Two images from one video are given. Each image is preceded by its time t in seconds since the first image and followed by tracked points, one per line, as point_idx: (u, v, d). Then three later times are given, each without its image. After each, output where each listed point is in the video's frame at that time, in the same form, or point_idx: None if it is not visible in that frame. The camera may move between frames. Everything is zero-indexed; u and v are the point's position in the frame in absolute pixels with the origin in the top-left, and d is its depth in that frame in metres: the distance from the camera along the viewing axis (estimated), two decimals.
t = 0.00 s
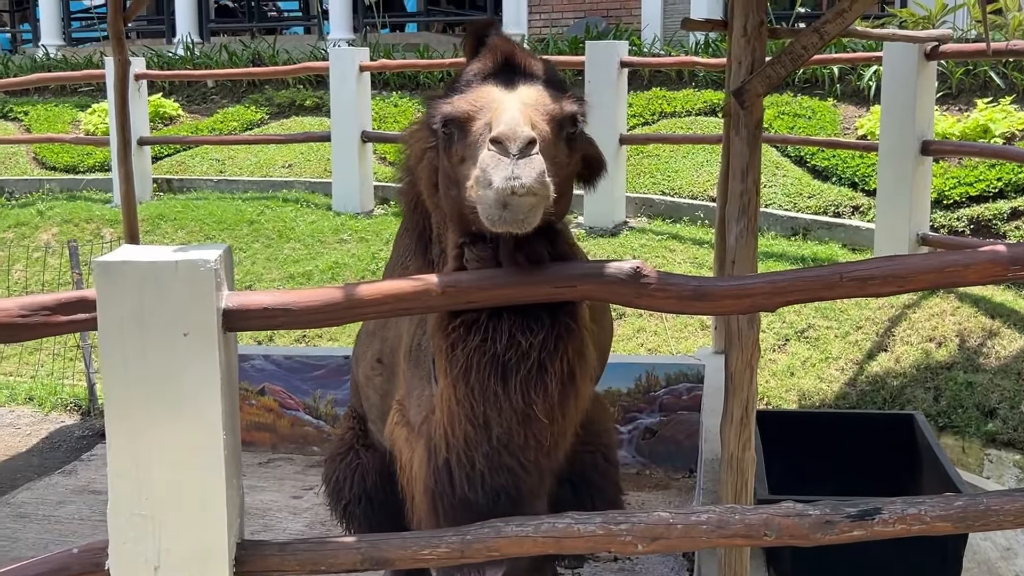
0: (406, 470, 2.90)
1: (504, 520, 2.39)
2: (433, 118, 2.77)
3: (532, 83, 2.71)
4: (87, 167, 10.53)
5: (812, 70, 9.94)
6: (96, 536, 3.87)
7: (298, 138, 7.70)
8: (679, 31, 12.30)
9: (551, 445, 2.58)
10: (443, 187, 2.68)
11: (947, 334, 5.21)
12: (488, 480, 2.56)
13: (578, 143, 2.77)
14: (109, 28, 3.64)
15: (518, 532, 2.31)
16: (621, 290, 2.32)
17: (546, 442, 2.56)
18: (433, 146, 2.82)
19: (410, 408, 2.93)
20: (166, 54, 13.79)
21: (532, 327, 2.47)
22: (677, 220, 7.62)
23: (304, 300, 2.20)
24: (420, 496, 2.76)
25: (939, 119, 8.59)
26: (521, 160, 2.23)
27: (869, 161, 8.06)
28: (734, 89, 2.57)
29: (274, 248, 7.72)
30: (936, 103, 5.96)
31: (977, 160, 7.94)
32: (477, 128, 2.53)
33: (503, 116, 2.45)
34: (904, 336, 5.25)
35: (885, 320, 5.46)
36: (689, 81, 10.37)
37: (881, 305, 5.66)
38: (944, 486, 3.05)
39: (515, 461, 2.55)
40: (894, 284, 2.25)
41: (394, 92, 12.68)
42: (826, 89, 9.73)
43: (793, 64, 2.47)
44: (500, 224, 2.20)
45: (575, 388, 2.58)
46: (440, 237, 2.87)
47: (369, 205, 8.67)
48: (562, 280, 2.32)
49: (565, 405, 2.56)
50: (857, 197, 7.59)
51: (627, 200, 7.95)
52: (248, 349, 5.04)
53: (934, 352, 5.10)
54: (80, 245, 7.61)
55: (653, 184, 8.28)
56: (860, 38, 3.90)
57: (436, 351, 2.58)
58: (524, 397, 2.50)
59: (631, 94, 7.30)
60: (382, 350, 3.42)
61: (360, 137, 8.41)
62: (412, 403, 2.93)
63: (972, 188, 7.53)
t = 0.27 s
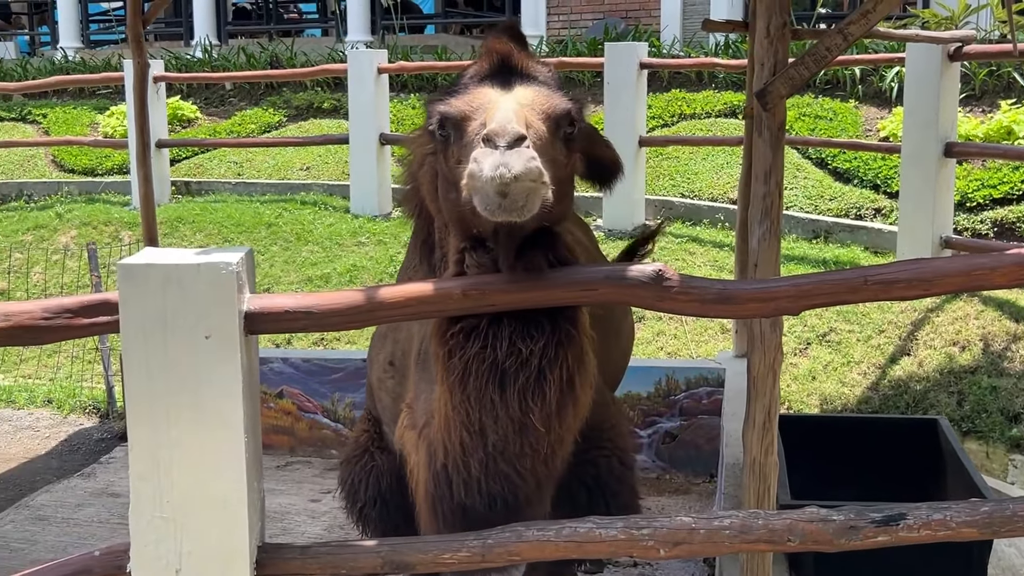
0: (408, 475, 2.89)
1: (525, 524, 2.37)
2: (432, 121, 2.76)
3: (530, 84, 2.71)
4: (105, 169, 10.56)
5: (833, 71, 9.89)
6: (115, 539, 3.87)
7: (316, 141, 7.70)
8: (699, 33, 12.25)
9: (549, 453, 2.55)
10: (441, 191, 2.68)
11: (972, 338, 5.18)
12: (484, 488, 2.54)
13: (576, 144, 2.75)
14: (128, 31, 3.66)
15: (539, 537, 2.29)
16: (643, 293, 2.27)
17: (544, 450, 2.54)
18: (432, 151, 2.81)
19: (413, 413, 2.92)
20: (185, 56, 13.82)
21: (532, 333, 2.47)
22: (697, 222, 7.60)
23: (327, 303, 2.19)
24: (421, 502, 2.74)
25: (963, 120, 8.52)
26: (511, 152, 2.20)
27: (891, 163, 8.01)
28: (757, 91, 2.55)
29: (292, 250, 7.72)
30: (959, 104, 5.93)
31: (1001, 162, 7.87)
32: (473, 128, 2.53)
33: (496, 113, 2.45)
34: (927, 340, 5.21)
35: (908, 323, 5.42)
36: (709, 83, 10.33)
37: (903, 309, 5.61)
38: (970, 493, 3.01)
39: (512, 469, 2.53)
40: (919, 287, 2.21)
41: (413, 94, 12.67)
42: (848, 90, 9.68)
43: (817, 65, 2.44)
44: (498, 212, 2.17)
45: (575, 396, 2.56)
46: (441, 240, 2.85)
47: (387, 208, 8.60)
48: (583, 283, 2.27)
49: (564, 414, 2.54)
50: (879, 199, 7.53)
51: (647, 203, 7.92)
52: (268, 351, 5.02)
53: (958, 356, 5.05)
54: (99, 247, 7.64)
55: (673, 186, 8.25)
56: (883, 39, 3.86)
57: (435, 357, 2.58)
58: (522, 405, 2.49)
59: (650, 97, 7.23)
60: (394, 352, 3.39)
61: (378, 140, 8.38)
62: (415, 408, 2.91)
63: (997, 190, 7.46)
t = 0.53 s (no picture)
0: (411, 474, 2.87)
1: (545, 526, 2.35)
2: (430, 125, 2.75)
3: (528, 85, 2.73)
4: (122, 171, 10.61)
5: (851, 72, 9.86)
6: (133, 540, 3.88)
7: (333, 142, 7.71)
8: (716, 34, 12.23)
9: (546, 456, 2.52)
10: (441, 194, 2.66)
11: (991, 340, 5.15)
12: (481, 491, 2.52)
13: (576, 144, 2.76)
14: (145, 33, 3.68)
15: (558, 539, 2.28)
16: (664, 294, 2.25)
17: (542, 453, 2.51)
18: (431, 155, 2.80)
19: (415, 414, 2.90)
20: (202, 59, 13.86)
21: (529, 335, 2.43)
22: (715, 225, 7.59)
23: (346, 305, 2.19)
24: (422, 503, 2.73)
25: (983, 122, 8.48)
26: (518, 158, 2.18)
27: (909, 165, 7.99)
28: (777, 92, 2.53)
29: (309, 252, 7.74)
30: (978, 107, 5.93)
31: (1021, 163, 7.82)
32: (473, 131, 2.52)
33: (497, 115, 2.44)
34: (947, 342, 5.18)
35: (927, 326, 5.41)
36: (726, 84, 10.32)
37: (923, 312, 5.59)
38: (992, 498, 2.98)
39: (509, 472, 2.50)
40: (942, 289, 2.18)
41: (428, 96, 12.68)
42: (866, 91, 9.65)
43: (837, 66, 2.42)
44: (497, 227, 2.17)
45: (572, 398, 2.52)
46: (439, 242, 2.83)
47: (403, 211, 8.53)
48: (603, 284, 2.24)
49: (561, 416, 2.50)
50: (897, 201, 7.50)
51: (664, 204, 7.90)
52: (285, 354, 5.01)
53: (978, 359, 5.02)
54: (116, 249, 7.68)
55: (690, 188, 8.24)
56: (902, 40, 3.84)
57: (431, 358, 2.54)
58: (519, 408, 2.45)
59: (667, 98, 7.19)
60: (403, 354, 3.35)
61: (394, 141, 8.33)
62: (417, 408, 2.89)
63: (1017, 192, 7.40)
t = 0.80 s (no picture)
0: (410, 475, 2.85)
1: (561, 528, 2.33)
2: (427, 127, 2.69)
3: (527, 88, 2.64)
4: (136, 172, 10.63)
5: (868, 71, 9.82)
6: (147, 541, 3.88)
7: (346, 142, 7.70)
8: (732, 32, 12.18)
9: (540, 461, 2.49)
10: (438, 197, 2.61)
11: (1010, 341, 5.11)
12: (476, 495, 2.49)
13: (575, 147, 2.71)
14: (159, 33, 3.70)
15: (575, 541, 2.25)
16: (681, 294, 2.23)
17: (536, 457, 2.47)
18: (428, 157, 2.76)
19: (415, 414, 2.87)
20: (216, 59, 13.88)
21: (523, 339, 2.39)
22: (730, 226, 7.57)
23: (361, 305, 2.18)
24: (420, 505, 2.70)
25: (1002, 121, 8.42)
26: (518, 161, 2.11)
27: (927, 164, 7.96)
28: (795, 90, 2.52)
29: (322, 253, 7.73)
30: (997, 106, 5.89)
31: None
32: (471, 134, 2.44)
33: (495, 120, 2.36)
34: (966, 344, 5.15)
35: (946, 327, 5.37)
36: (742, 83, 10.28)
37: (941, 313, 5.56)
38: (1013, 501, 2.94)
39: (503, 477, 2.47)
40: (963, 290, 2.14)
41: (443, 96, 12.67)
42: (883, 90, 9.60)
43: (856, 66, 2.40)
44: (505, 222, 2.09)
45: (567, 401, 2.48)
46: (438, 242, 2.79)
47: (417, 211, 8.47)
48: (620, 285, 2.22)
49: (555, 420, 2.47)
50: (915, 201, 7.46)
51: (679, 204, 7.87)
52: (299, 355, 5.00)
53: (998, 360, 4.98)
54: (130, 249, 7.69)
55: (705, 188, 8.21)
56: (920, 38, 3.81)
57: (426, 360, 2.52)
58: (512, 412, 2.42)
59: (682, 97, 7.16)
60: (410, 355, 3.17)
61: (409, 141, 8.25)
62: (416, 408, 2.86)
63: None
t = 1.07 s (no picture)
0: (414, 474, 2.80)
1: (575, 529, 2.31)
2: (428, 130, 2.63)
3: (529, 91, 2.56)
4: (147, 170, 10.63)
5: (884, 68, 9.77)
6: (159, 541, 3.87)
7: (356, 141, 7.68)
8: (746, 29, 12.11)
9: (539, 463, 2.41)
10: (440, 200, 2.56)
11: None
12: (474, 497, 2.43)
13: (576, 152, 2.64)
14: (171, 31, 3.71)
15: (589, 542, 2.23)
16: (696, 295, 2.20)
17: (534, 459, 2.40)
18: (429, 159, 2.70)
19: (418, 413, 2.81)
20: (227, 57, 13.86)
21: (522, 341, 2.33)
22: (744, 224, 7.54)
23: (375, 305, 2.16)
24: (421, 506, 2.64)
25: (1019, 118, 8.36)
26: (519, 172, 2.08)
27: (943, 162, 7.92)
28: (810, 88, 2.51)
29: (334, 252, 7.72)
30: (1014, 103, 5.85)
31: None
32: (473, 140, 2.39)
33: (496, 127, 2.31)
34: (982, 343, 5.11)
35: (963, 327, 5.34)
36: (756, 80, 10.24)
37: (958, 312, 5.53)
38: None
39: (501, 479, 2.40)
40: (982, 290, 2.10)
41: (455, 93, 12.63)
42: (899, 88, 9.54)
43: (872, 63, 2.38)
44: (497, 238, 2.10)
45: (566, 403, 2.40)
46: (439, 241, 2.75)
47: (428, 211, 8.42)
48: (635, 285, 2.19)
49: (554, 422, 2.39)
50: (931, 199, 7.42)
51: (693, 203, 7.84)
52: (311, 354, 5.00)
53: (1015, 360, 4.94)
54: (142, 248, 7.70)
55: (718, 186, 8.18)
56: (937, 34, 3.78)
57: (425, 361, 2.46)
58: (509, 414, 2.35)
59: (695, 94, 7.13)
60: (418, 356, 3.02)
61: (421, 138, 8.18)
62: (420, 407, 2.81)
63: None
